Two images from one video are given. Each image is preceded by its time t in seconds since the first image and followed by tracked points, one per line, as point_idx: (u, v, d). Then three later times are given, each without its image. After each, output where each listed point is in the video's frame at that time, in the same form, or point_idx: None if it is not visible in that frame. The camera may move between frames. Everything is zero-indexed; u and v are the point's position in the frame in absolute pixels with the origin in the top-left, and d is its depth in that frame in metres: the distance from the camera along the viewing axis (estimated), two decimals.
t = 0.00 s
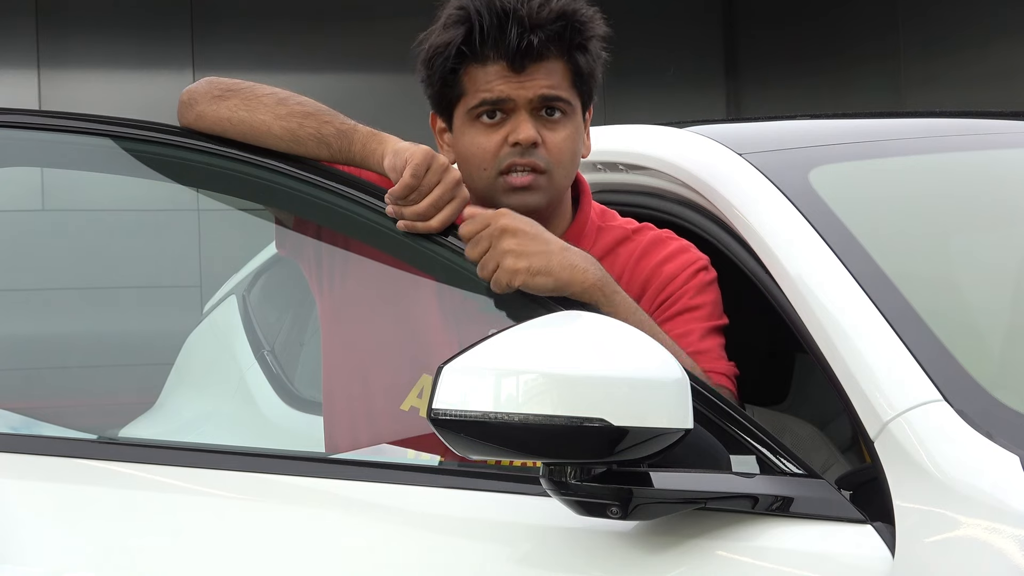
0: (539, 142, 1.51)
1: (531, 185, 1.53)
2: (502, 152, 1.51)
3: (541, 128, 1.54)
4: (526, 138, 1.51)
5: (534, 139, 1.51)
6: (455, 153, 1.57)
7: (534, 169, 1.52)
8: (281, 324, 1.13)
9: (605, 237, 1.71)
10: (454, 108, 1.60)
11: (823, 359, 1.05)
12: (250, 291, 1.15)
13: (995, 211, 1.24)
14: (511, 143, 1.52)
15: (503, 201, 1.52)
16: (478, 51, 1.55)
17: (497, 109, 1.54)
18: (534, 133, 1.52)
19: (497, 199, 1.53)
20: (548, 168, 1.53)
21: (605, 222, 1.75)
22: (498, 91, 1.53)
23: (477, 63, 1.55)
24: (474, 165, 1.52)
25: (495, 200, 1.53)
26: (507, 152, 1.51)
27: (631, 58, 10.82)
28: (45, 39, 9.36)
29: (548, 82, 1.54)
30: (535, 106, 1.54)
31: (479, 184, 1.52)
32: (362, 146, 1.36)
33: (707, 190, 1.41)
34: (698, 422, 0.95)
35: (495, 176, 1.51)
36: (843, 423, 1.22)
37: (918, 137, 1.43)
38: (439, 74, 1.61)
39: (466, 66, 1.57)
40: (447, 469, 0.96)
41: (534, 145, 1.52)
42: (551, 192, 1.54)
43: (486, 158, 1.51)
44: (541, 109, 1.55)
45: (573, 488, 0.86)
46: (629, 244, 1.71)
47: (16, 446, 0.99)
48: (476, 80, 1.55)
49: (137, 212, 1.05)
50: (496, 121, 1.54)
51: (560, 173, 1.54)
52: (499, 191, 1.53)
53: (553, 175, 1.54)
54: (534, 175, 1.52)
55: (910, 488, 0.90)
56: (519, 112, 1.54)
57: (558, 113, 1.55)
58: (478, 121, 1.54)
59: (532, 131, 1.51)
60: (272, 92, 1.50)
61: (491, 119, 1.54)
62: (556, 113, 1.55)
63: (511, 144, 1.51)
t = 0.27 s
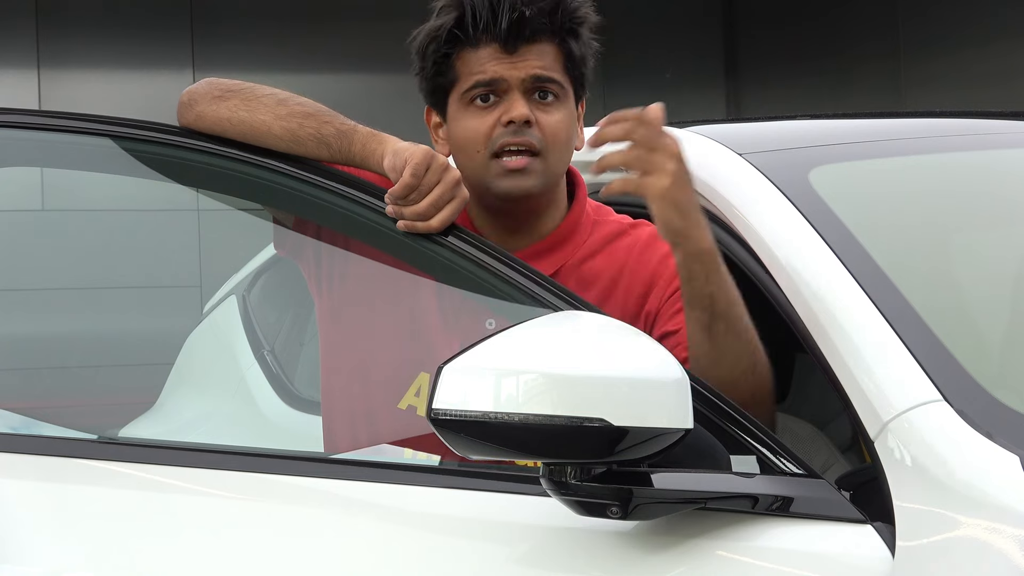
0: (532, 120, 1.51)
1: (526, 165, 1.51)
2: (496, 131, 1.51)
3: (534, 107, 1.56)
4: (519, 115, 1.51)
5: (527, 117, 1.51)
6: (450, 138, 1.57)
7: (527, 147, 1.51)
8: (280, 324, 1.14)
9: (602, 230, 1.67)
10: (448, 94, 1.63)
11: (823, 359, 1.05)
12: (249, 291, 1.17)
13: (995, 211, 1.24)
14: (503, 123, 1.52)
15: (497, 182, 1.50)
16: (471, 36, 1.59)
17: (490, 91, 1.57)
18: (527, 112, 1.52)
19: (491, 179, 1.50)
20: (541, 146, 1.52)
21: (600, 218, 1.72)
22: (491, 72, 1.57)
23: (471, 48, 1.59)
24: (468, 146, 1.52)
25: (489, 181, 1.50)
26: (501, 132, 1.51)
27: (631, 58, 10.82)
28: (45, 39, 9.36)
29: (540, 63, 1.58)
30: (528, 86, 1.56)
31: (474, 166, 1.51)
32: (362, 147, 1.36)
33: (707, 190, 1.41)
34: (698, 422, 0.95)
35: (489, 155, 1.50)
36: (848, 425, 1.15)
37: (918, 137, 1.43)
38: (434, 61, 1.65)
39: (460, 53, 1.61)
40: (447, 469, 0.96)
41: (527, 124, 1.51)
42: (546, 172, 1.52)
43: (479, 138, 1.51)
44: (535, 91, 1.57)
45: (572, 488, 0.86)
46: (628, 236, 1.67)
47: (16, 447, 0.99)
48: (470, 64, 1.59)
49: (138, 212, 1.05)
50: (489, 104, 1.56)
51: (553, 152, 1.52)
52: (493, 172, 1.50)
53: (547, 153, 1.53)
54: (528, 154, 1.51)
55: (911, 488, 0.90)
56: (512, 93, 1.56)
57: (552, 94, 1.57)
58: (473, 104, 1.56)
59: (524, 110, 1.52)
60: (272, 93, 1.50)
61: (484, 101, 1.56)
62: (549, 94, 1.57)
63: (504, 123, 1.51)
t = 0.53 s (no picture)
0: (528, 133, 1.54)
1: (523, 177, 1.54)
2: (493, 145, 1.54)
3: (530, 119, 1.58)
4: (515, 129, 1.54)
5: (523, 131, 1.54)
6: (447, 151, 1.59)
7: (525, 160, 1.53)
8: (280, 324, 1.14)
9: (604, 236, 1.69)
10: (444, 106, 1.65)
11: (823, 359, 1.05)
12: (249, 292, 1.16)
13: (995, 211, 1.24)
14: (501, 137, 1.55)
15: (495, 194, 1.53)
16: (465, 47, 1.61)
17: (486, 104, 1.59)
18: (523, 125, 1.56)
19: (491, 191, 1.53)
20: (538, 160, 1.55)
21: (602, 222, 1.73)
22: (486, 85, 1.59)
23: (465, 60, 1.61)
24: (465, 160, 1.54)
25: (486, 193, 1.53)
26: (498, 146, 1.53)
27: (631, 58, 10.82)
28: (45, 39, 9.36)
29: (535, 74, 1.60)
30: (524, 99, 1.59)
31: (472, 178, 1.53)
32: (362, 146, 1.36)
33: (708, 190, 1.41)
34: (698, 421, 0.95)
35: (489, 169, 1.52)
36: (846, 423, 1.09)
37: (918, 137, 1.44)
38: (429, 72, 1.67)
39: (454, 64, 1.63)
40: (447, 469, 0.96)
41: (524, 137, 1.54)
42: (545, 184, 1.55)
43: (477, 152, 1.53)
44: (530, 103, 1.60)
45: (572, 488, 0.86)
46: (630, 243, 1.69)
47: (15, 446, 0.99)
48: (465, 76, 1.61)
49: (138, 213, 1.05)
50: (485, 116, 1.59)
51: (552, 163, 1.56)
52: (493, 184, 1.52)
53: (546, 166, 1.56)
54: (526, 166, 1.54)
55: (911, 488, 0.90)
56: (507, 106, 1.59)
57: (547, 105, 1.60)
58: (468, 117, 1.59)
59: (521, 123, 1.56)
60: (272, 93, 1.50)
61: (481, 114, 1.59)
62: (545, 106, 1.60)
63: (501, 137, 1.54)
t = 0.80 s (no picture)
0: (522, 150, 1.55)
1: (519, 193, 1.55)
2: (487, 162, 1.54)
3: (524, 136, 1.59)
4: (510, 146, 1.55)
5: (518, 148, 1.55)
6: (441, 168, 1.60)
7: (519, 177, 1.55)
8: (280, 324, 1.13)
9: (602, 236, 1.71)
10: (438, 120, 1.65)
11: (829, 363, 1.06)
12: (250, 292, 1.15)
13: (995, 211, 1.24)
14: (494, 154, 1.55)
15: (492, 210, 1.55)
16: (457, 63, 1.60)
17: (479, 119, 1.59)
18: (517, 142, 1.56)
19: (485, 208, 1.55)
20: (532, 176, 1.57)
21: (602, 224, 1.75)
22: (479, 101, 1.58)
23: (458, 75, 1.61)
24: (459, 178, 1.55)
25: (484, 208, 1.55)
26: (492, 163, 1.54)
27: (631, 58, 10.82)
28: (45, 39, 9.36)
29: (528, 90, 1.59)
30: (517, 115, 1.59)
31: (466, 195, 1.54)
32: (362, 146, 1.36)
33: (707, 190, 1.41)
34: (698, 422, 0.95)
35: (483, 187, 1.54)
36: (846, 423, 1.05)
37: (918, 137, 1.43)
38: (423, 86, 1.67)
39: (448, 78, 1.63)
40: (447, 469, 0.96)
41: (518, 155, 1.55)
42: (538, 201, 1.57)
43: (470, 170, 1.54)
44: (524, 118, 1.59)
45: (572, 488, 0.86)
46: (628, 242, 1.70)
47: (16, 446, 0.99)
48: (458, 91, 1.61)
49: (138, 213, 1.05)
50: (478, 132, 1.58)
51: (545, 180, 1.58)
52: (487, 201, 1.54)
53: (539, 184, 1.58)
54: (521, 183, 1.56)
55: (911, 488, 0.90)
56: (501, 121, 1.59)
57: (540, 120, 1.60)
58: (463, 132, 1.58)
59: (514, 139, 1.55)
60: (273, 93, 1.50)
61: (474, 130, 1.58)
62: (539, 120, 1.60)
63: (495, 154, 1.55)
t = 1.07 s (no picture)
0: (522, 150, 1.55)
1: (520, 193, 1.55)
2: (488, 161, 1.54)
3: (525, 135, 1.58)
4: (511, 145, 1.54)
5: (519, 147, 1.54)
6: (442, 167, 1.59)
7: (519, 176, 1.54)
8: (280, 324, 1.12)
9: (602, 237, 1.71)
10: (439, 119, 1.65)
11: (829, 365, 1.07)
12: (250, 291, 1.14)
13: (995, 211, 1.24)
14: (495, 153, 1.55)
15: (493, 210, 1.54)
16: (458, 62, 1.60)
17: (480, 118, 1.58)
18: (518, 141, 1.55)
19: (486, 208, 1.54)
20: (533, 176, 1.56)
21: (602, 224, 1.75)
22: (480, 101, 1.58)
23: (459, 73, 1.61)
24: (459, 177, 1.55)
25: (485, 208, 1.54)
26: (492, 162, 1.54)
27: (631, 58, 10.82)
28: (45, 39, 9.35)
29: (529, 88, 1.59)
30: (517, 114, 1.58)
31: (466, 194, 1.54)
32: (363, 146, 1.36)
33: (708, 190, 1.41)
34: (698, 422, 0.95)
35: (483, 186, 1.53)
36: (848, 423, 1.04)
37: (918, 137, 1.43)
38: (423, 85, 1.67)
39: (448, 77, 1.62)
40: (447, 469, 0.96)
41: (519, 154, 1.55)
42: (539, 200, 1.56)
43: (471, 169, 1.54)
44: (525, 117, 1.59)
45: (572, 488, 0.86)
46: (627, 243, 1.71)
47: (16, 446, 0.99)
48: (458, 90, 1.61)
49: (138, 213, 1.05)
50: (479, 131, 1.58)
51: (545, 180, 1.57)
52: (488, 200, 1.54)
53: (540, 183, 1.58)
54: (522, 182, 1.55)
55: (911, 488, 0.90)
56: (501, 120, 1.58)
57: (541, 119, 1.59)
58: (464, 132, 1.58)
59: (514, 139, 1.55)
60: (273, 93, 1.50)
61: (475, 129, 1.58)
62: (540, 119, 1.59)
63: (497, 153, 1.54)
